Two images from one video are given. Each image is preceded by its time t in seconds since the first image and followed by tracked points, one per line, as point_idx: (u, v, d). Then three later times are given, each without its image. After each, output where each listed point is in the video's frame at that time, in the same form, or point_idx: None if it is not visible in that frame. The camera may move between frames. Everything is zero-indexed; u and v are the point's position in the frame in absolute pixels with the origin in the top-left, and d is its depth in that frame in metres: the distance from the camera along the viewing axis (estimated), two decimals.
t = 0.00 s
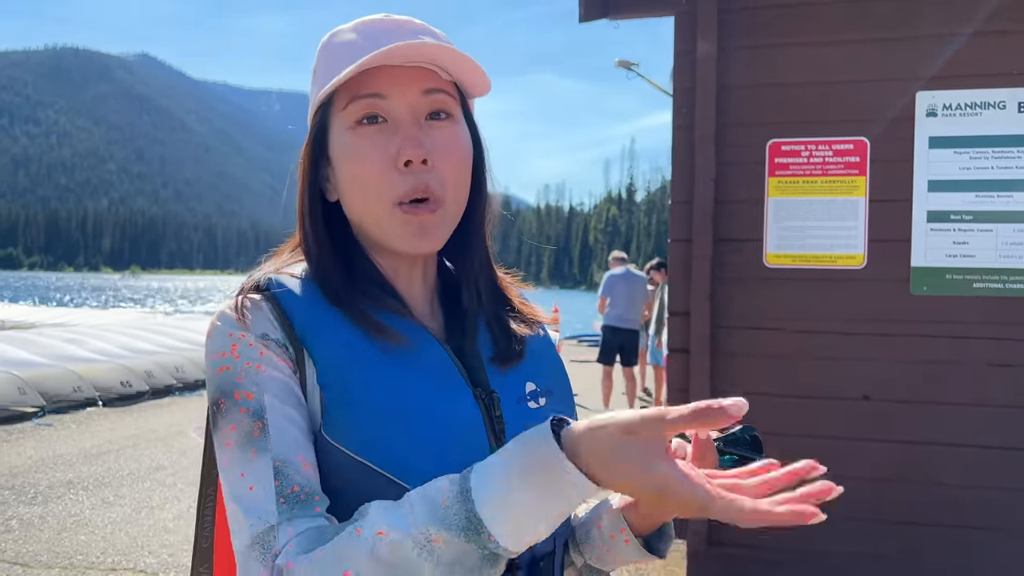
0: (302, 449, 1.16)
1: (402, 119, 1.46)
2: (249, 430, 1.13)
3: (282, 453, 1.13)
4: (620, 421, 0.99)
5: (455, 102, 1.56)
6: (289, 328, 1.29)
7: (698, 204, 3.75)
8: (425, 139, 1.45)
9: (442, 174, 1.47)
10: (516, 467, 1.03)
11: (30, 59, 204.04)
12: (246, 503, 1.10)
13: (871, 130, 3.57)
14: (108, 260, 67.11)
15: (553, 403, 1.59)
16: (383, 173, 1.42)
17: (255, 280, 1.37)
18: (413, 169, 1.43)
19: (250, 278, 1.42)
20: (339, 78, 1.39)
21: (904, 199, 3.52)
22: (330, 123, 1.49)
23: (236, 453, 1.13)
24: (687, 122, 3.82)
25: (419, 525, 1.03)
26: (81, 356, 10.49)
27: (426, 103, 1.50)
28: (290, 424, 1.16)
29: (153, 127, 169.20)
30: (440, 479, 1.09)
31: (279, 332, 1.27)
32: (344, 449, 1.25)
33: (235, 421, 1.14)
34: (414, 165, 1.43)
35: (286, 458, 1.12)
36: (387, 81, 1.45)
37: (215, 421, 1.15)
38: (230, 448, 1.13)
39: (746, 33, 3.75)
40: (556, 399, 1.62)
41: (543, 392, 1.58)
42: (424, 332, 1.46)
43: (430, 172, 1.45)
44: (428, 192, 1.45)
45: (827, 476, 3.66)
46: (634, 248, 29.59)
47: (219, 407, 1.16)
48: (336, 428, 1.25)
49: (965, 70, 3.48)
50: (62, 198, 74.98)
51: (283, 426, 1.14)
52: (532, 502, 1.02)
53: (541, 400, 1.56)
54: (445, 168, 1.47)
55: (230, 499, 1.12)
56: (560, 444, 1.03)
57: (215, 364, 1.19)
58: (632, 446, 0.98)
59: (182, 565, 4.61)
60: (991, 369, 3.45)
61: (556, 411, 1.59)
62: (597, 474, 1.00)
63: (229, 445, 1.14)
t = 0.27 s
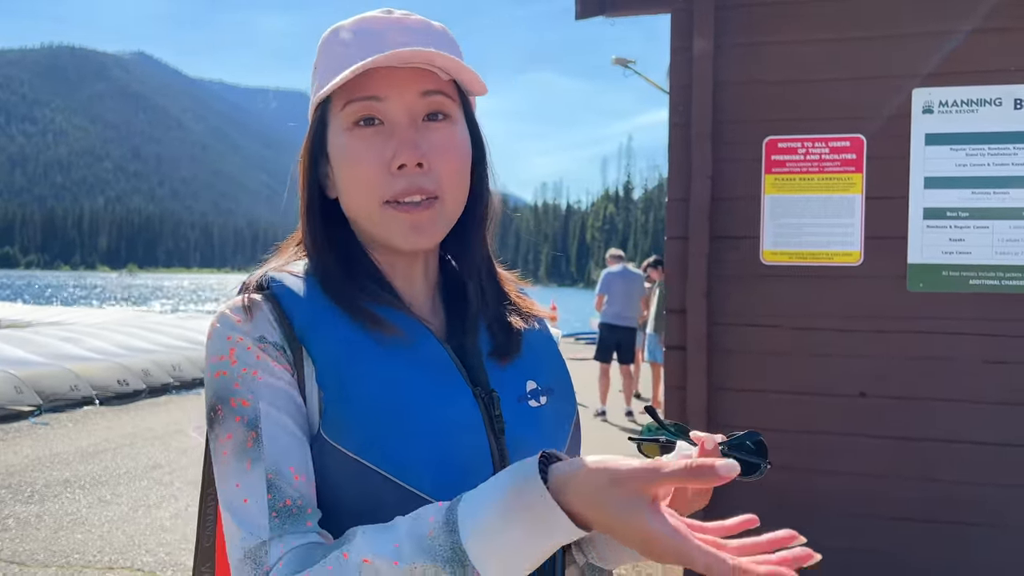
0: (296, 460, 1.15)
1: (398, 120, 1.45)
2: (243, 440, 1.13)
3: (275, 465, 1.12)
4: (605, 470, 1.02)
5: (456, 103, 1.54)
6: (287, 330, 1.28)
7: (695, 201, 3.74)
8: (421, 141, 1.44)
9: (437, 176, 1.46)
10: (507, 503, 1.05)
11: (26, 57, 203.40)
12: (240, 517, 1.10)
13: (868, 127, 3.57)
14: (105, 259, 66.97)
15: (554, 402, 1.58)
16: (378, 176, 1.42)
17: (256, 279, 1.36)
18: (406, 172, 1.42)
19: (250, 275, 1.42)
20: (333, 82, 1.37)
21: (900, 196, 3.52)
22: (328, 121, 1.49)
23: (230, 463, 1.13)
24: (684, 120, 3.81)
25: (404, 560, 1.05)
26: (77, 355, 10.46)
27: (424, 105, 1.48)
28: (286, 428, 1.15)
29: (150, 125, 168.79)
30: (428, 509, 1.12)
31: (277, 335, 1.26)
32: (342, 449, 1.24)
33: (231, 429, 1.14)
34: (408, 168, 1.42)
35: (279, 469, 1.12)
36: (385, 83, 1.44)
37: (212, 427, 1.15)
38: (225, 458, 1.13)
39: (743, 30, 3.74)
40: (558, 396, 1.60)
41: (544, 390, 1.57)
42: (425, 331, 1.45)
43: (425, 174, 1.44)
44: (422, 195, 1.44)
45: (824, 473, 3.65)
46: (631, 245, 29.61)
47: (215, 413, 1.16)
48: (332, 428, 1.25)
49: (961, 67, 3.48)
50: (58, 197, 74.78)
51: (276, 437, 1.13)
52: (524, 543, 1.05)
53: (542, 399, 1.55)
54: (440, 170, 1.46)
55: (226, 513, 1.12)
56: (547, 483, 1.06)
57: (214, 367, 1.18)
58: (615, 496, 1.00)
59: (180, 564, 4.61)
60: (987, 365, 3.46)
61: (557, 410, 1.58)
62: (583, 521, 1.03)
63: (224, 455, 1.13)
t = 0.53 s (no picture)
0: (288, 466, 1.15)
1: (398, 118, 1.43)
2: (235, 445, 1.13)
3: (266, 471, 1.12)
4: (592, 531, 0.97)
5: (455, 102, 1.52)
6: (285, 327, 1.27)
7: (691, 198, 3.72)
8: (421, 141, 1.42)
9: (438, 175, 1.45)
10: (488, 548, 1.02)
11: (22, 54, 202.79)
12: (231, 523, 1.11)
13: (864, 122, 3.53)
14: (102, 256, 66.87)
15: (553, 396, 1.58)
16: (377, 175, 1.40)
17: (254, 277, 1.35)
18: (406, 171, 1.41)
19: (250, 271, 1.41)
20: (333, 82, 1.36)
21: (897, 192, 3.49)
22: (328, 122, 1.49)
23: (223, 467, 1.13)
24: (679, 116, 3.79)
25: None
26: (75, 353, 10.46)
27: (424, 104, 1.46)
28: (279, 432, 1.15)
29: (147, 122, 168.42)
30: (415, 539, 1.09)
31: (274, 334, 1.25)
32: (340, 443, 1.22)
33: (223, 433, 1.14)
34: (409, 168, 1.41)
35: (269, 476, 1.12)
36: (385, 82, 1.42)
37: (206, 429, 1.16)
38: (218, 462, 1.14)
39: (739, 26, 3.70)
40: (557, 391, 1.60)
41: (543, 385, 1.57)
42: (425, 327, 1.45)
43: (425, 173, 1.43)
44: (421, 194, 1.43)
45: (820, 470, 3.62)
46: (629, 242, 29.58)
47: (209, 415, 1.16)
48: (331, 421, 1.23)
49: (958, 62, 3.44)
50: (55, 195, 74.67)
51: (268, 443, 1.13)
52: None
53: (541, 394, 1.55)
54: (440, 169, 1.45)
55: (218, 518, 1.13)
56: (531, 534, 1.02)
57: (210, 368, 1.19)
58: (603, 558, 0.96)
59: (177, 561, 4.60)
60: (984, 362, 3.42)
61: (556, 405, 1.58)
62: None
63: (216, 459, 1.14)
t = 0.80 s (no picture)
0: (291, 465, 1.15)
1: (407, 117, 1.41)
2: (238, 444, 1.13)
3: (268, 471, 1.12)
4: (592, 531, 0.97)
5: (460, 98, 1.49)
6: (288, 324, 1.28)
7: (689, 195, 3.72)
8: (430, 141, 1.40)
9: (447, 175, 1.43)
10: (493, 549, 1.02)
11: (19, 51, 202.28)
12: (234, 522, 1.11)
13: (862, 119, 3.53)
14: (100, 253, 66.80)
15: (557, 394, 1.58)
16: (387, 174, 1.38)
17: (258, 273, 1.36)
18: (417, 171, 1.38)
19: (254, 269, 1.41)
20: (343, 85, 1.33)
21: (895, 188, 3.49)
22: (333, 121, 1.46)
23: (226, 466, 1.14)
24: (678, 113, 3.79)
25: None
26: (74, 350, 10.45)
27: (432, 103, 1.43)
28: (282, 431, 1.15)
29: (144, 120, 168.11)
30: (419, 539, 1.09)
31: (277, 332, 1.25)
32: (343, 440, 1.21)
33: (226, 432, 1.14)
34: (419, 168, 1.38)
35: (271, 475, 1.12)
36: (394, 82, 1.39)
37: (209, 427, 1.16)
38: (221, 461, 1.14)
39: (737, 22, 3.70)
40: (561, 389, 1.60)
41: (547, 382, 1.57)
42: (428, 323, 1.45)
43: (435, 173, 1.41)
44: (432, 194, 1.40)
45: (817, 466, 3.63)
46: (627, 239, 29.59)
47: (212, 413, 1.16)
48: (333, 417, 1.22)
49: (956, 59, 3.44)
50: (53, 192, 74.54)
51: (270, 442, 1.13)
52: None
53: (545, 391, 1.54)
54: (450, 168, 1.42)
55: (222, 517, 1.14)
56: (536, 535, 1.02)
57: (213, 366, 1.19)
58: (603, 557, 0.96)
59: (176, 558, 4.60)
60: (981, 358, 3.43)
61: (560, 403, 1.57)
62: None
63: (220, 458, 1.14)
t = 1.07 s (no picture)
0: (293, 461, 1.15)
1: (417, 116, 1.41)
2: (241, 440, 1.14)
3: (270, 467, 1.13)
4: (592, 517, 0.99)
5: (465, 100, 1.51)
6: (292, 321, 1.28)
7: (689, 192, 3.72)
8: (439, 141, 1.41)
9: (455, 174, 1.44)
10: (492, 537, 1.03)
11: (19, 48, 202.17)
12: (237, 517, 1.12)
13: (861, 117, 3.54)
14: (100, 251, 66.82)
15: (557, 393, 1.58)
16: (396, 175, 1.39)
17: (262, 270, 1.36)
18: (427, 170, 1.39)
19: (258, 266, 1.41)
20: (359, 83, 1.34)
21: (894, 186, 3.49)
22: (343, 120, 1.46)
23: (229, 462, 1.14)
24: (677, 111, 3.79)
25: None
26: (74, 348, 10.47)
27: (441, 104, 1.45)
28: (284, 428, 1.15)
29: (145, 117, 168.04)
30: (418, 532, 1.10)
31: (281, 328, 1.26)
32: (345, 435, 1.22)
33: (229, 428, 1.15)
34: (428, 167, 1.39)
35: (273, 471, 1.12)
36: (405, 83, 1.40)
37: (213, 422, 1.17)
38: (224, 456, 1.15)
39: (737, 21, 3.70)
40: (561, 386, 1.60)
41: (547, 379, 1.57)
42: (430, 321, 1.46)
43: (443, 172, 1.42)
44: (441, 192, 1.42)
45: (816, 463, 3.64)
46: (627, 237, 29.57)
47: (216, 408, 1.17)
48: (336, 413, 1.22)
49: (955, 57, 3.44)
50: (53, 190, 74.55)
51: (273, 437, 1.13)
52: None
53: (544, 388, 1.55)
54: (457, 168, 1.43)
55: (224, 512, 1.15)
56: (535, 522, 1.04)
57: (218, 362, 1.19)
58: (598, 535, 0.99)
59: (176, 555, 4.61)
60: (979, 356, 3.43)
61: (561, 401, 1.58)
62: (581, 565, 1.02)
63: (223, 454, 1.15)
